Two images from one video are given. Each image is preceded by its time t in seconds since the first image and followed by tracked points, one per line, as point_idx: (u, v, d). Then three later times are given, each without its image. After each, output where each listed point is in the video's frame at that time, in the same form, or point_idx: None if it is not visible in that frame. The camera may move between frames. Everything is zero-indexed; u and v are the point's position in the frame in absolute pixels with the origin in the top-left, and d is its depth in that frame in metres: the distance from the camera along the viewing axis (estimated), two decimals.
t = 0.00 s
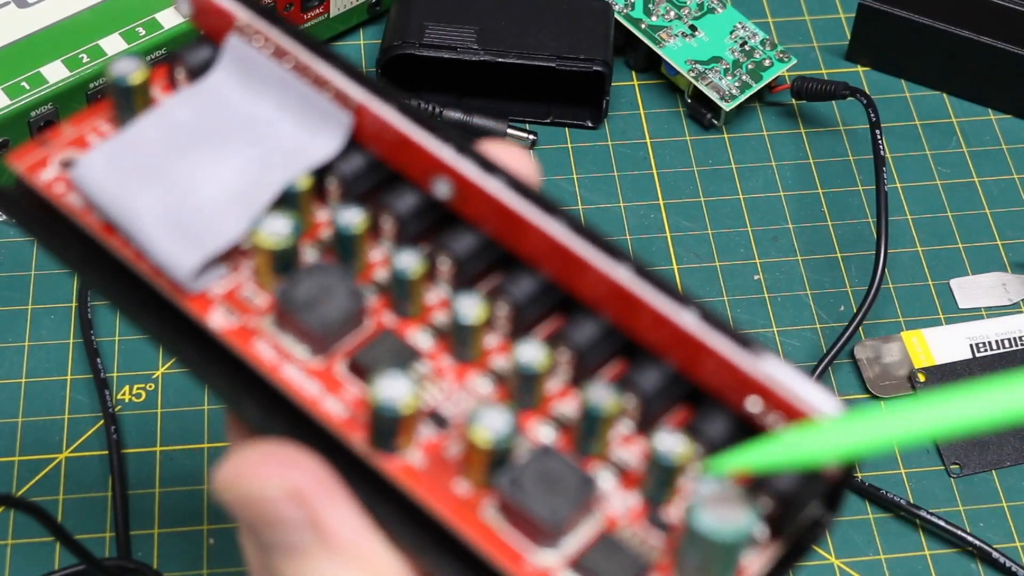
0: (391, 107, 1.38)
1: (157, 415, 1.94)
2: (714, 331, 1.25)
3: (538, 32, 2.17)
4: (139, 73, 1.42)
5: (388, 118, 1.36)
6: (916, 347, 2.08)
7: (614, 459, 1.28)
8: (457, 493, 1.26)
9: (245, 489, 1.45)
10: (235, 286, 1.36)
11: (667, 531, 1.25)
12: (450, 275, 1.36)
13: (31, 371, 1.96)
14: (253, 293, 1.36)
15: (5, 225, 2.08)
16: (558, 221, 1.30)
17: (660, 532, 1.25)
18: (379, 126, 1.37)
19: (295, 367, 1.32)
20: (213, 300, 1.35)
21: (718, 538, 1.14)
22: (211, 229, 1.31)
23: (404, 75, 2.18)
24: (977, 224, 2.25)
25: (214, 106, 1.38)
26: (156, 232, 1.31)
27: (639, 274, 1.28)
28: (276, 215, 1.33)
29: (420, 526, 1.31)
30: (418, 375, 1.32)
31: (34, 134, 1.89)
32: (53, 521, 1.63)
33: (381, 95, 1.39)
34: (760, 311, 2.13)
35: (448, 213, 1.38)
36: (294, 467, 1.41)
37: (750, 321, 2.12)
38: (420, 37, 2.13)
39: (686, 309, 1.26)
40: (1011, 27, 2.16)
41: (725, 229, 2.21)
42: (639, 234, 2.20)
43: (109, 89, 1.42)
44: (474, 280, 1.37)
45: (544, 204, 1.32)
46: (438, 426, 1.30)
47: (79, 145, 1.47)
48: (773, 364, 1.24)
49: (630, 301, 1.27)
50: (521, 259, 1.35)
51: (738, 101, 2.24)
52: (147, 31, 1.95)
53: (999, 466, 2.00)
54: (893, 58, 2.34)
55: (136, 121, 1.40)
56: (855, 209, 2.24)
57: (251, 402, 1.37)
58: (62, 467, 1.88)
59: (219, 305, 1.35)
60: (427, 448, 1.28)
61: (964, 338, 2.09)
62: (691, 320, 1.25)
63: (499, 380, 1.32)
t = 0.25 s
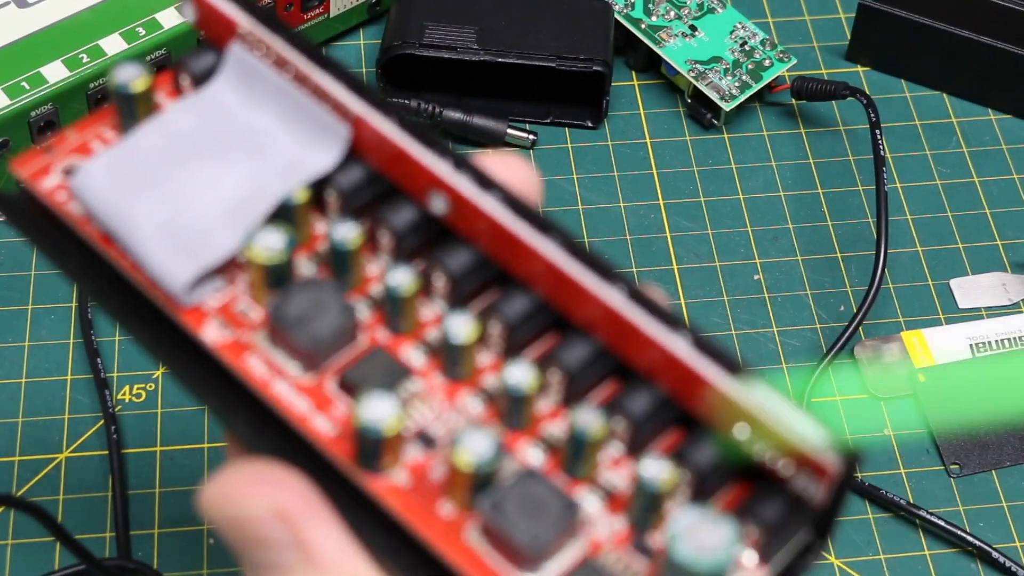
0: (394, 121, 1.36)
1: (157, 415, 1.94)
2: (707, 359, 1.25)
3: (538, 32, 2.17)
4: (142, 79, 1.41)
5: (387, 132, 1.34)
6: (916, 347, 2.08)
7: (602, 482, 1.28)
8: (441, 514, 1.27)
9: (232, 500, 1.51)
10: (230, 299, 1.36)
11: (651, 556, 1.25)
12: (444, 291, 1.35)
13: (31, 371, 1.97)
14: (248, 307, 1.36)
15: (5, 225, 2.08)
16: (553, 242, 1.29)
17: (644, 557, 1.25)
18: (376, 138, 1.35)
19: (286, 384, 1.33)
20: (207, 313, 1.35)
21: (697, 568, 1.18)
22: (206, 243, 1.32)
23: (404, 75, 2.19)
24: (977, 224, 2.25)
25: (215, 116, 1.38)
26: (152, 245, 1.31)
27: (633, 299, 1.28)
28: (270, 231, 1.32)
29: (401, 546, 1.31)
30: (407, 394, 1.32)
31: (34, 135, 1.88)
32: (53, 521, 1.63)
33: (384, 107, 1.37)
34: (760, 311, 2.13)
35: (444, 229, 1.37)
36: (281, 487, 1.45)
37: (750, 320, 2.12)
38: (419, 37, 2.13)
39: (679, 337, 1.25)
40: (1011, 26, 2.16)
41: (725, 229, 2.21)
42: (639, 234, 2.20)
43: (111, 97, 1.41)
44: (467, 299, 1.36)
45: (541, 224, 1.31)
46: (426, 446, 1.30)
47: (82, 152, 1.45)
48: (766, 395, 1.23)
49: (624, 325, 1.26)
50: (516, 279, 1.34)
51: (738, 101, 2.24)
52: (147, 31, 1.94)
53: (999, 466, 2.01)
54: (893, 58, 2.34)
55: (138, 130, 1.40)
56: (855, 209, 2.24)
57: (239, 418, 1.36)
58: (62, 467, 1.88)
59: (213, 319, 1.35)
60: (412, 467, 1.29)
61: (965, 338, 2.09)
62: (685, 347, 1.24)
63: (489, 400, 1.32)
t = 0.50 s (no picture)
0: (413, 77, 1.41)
1: (158, 414, 1.95)
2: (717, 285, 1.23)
3: (537, 34, 2.18)
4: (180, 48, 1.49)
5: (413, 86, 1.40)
6: (914, 348, 2.08)
7: (620, 411, 1.29)
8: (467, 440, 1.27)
9: (267, 429, 1.38)
10: (266, 247, 1.40)
11: (670, 478, 1.25)
12: (469, 237, 1.37)
13: (34, 370, 1.98)
14: (283, 254, 1.40)
15: (7, 226, 2.10)
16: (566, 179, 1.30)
17: (664, 479, 1.25)
18: (403, 95, 1.41)
19: (318, 321, 1.35)
20: (245, 260, 1.39)
21: (711, 480, 1.12)
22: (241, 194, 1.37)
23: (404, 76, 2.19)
24: (975, 225, 2.26)
25: (249, 81, 1.48)
26: (188, 195, 1.38)
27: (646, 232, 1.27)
28: (304, 181, 1.36)
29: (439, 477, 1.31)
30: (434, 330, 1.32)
31: (37, 136, 1.88)
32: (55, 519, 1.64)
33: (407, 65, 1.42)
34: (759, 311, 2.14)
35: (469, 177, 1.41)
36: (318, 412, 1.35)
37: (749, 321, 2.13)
38: (420, 39, 2.15)
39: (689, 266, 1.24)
40: (1010, 27, 2.17)
41: (724, 229, 2.22)
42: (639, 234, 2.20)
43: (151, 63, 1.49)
44: (493, 245, 1.38)
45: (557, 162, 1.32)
46: (451, 378, 1.31)
47: (123, 116, 1.54)
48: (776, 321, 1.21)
49: (637, 259, 1.26)
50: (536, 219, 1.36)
51: (737, 102, 2.25)
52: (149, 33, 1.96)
53: (997, 466, 2.01)
54: (892, 58, 2.35)
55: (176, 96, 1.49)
56: (854, 210, 2.25)
57: (275, 353, 1.40)
58: (65, 466, 1.89)
59: (250, 264, 1.39)
60: (439, 399, 1.30)
61: (964, 340, 2.09)
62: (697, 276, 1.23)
63: (512, 336, 1.33)
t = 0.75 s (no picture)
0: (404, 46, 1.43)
1: (159, 414, 1.96)
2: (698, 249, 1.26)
3: (537, 35, 2.19)
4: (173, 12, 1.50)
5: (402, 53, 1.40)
6: (914, 348, 2.09)
7: (603, 372, 1.30)
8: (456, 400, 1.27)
9: (263, 388, 1.30)
10: (257, 211, 1.41)
11: (654, 440, 1.25)
12: (457, 203, 1.39)
13: (36, 371, 1.99)
14: (274, 217, 1.40)
15: (10, 227, 2.11)
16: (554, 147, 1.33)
17: (647, 442, 1.25)
18: (393, 62, 1.42)
19: (309, 283, 1.35)
20: (237, 223, 1.39)
21: (693, 439, 1.13)
22: (235, 156, 1.39)
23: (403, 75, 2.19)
24: (972, 227, 2.27)
25: (243, 45, 1.49)
26: (183, 154, 1.39)
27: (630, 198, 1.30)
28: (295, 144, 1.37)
29: (430, 437, 1.31)
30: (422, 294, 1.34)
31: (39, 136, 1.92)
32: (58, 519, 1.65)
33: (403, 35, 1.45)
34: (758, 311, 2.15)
35: (458, 146, 1.42)
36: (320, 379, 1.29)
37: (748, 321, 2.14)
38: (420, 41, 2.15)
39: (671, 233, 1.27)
40: (1010, 28, 2.18)
41: (724, 230, 2.23)
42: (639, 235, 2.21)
43: (144, 28, 1.50)
44: (481, 210, 1.39)
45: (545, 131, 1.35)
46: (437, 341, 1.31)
47: (117, 80, 1.54)
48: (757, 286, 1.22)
49: (622, 223, 1.27)
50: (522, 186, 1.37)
51: (737, 104, 2.25)
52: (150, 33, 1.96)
53: (994, 465, 2.02)
54: (894, 58, 2.35)
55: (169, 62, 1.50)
56: (853, 211, 2.26)
57: (266, 315, 1.39)
58: (67, 467, 1.90)
59: (243, 227, 1.39)
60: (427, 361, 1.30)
61: (963, 339, 2.09)
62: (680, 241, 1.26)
63: (499, 299, 1.34)
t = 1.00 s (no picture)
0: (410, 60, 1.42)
1: (158, 414, 1.95)
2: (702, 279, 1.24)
3: (537, 35, 2.19)
4: (177, 20, 1.50)
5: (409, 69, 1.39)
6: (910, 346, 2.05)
7: (606, 399, 1.29)
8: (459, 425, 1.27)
9: (267, 405, 1.34)
10: (261, 226, 1.40)
11: (655, 471, 1.25)
12: (462, 220, 1.38)
13: (35, 371, 1.98)
14: (278, 233, 1.39)
15: (9, 226, 2.10)
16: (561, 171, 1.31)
17: (649, 472, 1.25)
18: (398, 75, 1.41)
19: (313, 302, 1.34)
20: (241, 238, 1.39)
21: (698, 479, 1.10)
22: (237, 170, 1.38)
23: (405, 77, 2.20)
24: (973, 227, 2.27)
25: (248, 53, 1.48)
26: (185, 165, 1.37)
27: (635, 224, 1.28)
28: (300, 162, 1.36)
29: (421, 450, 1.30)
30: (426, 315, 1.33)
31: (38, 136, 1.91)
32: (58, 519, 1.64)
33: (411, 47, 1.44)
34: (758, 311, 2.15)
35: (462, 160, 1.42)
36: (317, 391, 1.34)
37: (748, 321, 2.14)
38: (421, 40, 2.15)
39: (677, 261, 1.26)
40: (1010, 28, 2.17)
41: (724, 230, 2.22)
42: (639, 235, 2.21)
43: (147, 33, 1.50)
44: (486, 228, 1.39)
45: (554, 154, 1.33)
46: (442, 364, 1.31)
47: (119, 86, 1.54)
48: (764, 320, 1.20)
49: (628, 250, 1.26)
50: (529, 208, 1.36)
51: (737, 103, 2.25)
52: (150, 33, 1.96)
53: (995, 465, 2.02)
54: (893, 58, 2.35)
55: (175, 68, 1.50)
56: (853, 210, 2.26)
57: (269, 333, 1.38)
58: (66, 467, 1.90)
59: (247, 242, 1.38)
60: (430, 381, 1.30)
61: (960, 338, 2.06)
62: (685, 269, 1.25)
63: (503, 321, 1.34)
